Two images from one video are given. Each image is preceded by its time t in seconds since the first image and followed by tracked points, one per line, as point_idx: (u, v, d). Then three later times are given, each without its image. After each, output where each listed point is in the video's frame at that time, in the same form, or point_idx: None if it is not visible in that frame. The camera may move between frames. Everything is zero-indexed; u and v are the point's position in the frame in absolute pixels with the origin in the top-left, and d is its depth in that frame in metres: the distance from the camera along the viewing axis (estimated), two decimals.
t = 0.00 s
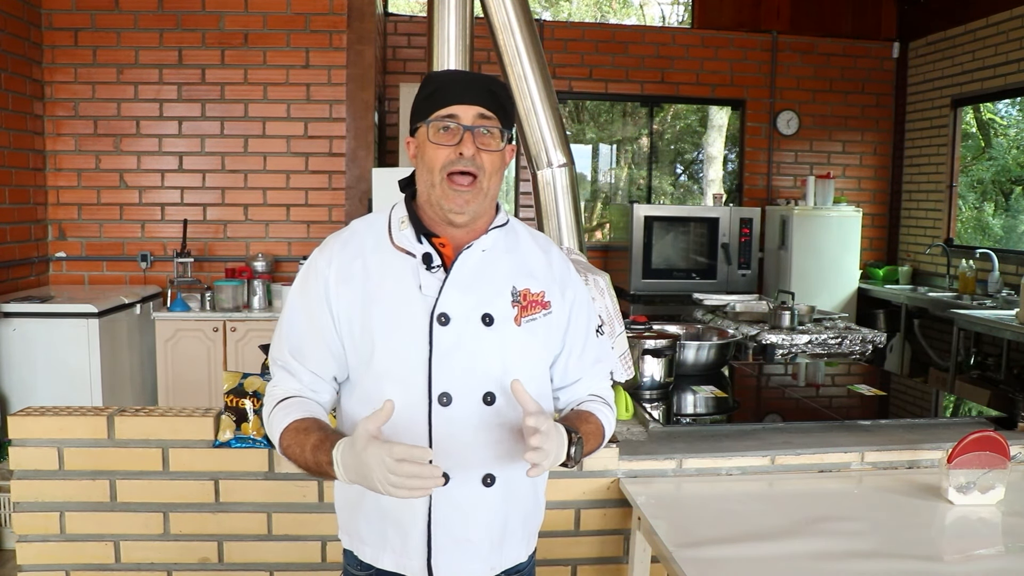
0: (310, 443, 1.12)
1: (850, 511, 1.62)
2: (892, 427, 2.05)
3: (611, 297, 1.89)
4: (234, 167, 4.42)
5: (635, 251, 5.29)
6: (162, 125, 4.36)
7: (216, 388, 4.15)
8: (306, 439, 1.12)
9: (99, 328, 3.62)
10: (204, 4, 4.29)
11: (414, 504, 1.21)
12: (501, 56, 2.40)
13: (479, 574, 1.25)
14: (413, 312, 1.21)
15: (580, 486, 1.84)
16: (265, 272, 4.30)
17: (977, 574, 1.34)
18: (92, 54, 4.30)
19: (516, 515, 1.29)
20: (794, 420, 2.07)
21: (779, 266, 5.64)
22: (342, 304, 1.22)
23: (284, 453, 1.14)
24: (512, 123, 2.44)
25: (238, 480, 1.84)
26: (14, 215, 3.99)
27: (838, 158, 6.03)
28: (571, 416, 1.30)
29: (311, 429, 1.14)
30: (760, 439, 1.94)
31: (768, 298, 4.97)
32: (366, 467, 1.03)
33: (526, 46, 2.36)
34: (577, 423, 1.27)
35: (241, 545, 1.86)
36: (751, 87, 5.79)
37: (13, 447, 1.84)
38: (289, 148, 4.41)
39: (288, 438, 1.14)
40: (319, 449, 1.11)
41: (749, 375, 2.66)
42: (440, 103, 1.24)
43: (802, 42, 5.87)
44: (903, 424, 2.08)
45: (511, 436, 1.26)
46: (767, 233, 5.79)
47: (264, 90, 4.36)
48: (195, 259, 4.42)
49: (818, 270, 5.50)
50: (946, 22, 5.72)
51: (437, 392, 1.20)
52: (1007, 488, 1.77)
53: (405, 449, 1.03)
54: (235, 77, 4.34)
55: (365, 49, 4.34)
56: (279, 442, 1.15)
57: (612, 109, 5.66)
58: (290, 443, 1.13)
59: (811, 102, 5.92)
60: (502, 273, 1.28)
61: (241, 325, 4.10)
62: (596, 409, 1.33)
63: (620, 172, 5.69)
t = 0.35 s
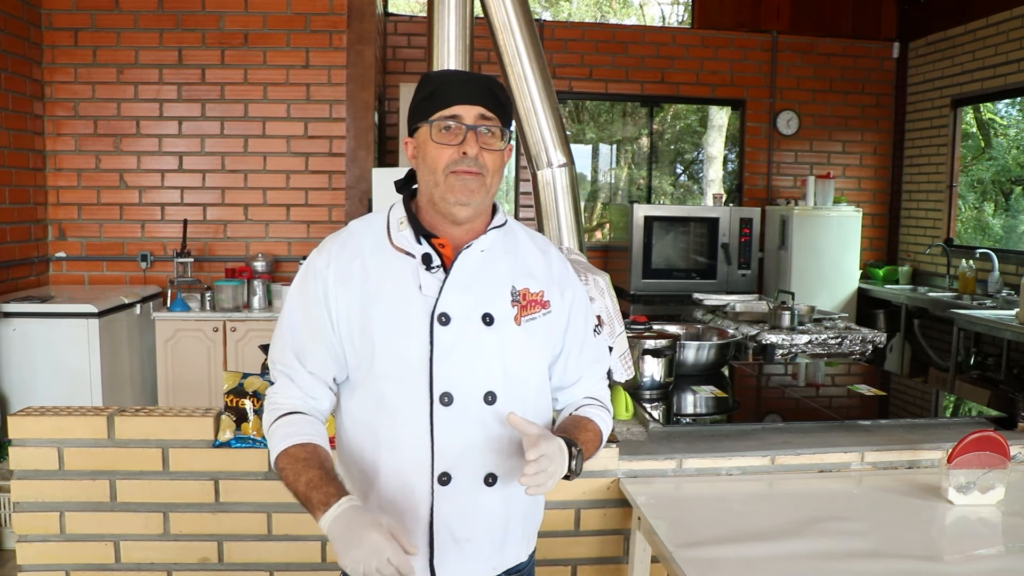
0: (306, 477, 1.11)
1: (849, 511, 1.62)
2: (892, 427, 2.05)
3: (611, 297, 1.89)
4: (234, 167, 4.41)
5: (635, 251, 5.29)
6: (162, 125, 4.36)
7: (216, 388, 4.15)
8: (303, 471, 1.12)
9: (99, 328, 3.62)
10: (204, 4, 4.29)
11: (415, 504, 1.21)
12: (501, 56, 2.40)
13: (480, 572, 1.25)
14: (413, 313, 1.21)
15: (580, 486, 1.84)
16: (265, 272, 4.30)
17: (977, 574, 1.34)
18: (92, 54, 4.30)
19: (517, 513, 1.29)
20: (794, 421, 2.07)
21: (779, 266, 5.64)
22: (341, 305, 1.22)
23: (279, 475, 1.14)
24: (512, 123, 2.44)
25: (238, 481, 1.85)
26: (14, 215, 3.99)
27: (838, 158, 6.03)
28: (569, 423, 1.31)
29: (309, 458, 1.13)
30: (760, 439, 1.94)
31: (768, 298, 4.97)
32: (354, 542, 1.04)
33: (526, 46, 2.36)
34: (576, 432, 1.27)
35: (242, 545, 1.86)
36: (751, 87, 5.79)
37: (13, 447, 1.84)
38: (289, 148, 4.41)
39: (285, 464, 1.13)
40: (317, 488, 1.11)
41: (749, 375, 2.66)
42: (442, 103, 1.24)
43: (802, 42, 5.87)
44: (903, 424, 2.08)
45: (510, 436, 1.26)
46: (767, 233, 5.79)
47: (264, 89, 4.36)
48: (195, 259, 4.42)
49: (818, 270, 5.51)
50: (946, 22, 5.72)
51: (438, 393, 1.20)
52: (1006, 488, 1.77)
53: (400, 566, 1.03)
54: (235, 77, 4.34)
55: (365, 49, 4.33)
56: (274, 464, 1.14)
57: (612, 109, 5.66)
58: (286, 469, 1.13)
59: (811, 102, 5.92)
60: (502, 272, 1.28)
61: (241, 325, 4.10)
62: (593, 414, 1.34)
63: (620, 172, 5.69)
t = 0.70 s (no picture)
0: (291, 523, 1.12)
1: (849, 511, 1.62)
2: (892, 427, 2.05)
3: (611, 297, 1.89)
4: (234, 167, 4.41)
5: (635, 251, 5.29)
6: (162, 125, 4.36)
7: (216, 388, 4.15)
8: (289, 513, 1.12)
9: (99, 328, 3.62)
10: (204, 4, 4.29)
11: (420, 506, 1.21)
12: (501, 56, 2.40)
13: (484, 573, 1.25)
14: (417, 315, 1.21)
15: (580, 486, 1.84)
16: (265, 272, 4.30)
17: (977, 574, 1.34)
18: (92, 54, 4.30)
19: (519, 514, 1.30)
20: (794, 421, 2.07)
21: (779, 267, 5.64)
22: (342, 308, 1.21)
23: (268, 502, 1.14)
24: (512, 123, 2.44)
25: (238, 480, 1.85)
26: (14, 215, 3.99)
27: (838, 158, 6.03)
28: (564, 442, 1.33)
29: (296, 501, 1.13)
30: (760, 439, 1.94)
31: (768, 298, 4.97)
32: None
33: (526, 46, 2.36)
34: (577, 455, 1.30)
35: (241, 545, 1.86)
36: (751, 87, 5.79)
37: (13, 447, 1.84)
38: (289, 148, 4.41)
39: (275, 493, 1.13)
40: (298, 537, 1.11)
41: (749, 375, 2.66)
42: (446, 103, 1.24)
43: (802, 42, 5.86)
44: (904, 424, 2.08)
45: (514, 437, 1.26)
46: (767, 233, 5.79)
47: (264, 89, 4.36)
48: (195, 259, 4.42)
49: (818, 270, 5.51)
50: (945, 22, 5.72)
51: (443, 394, 1.20)
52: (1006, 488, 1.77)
53: None
54: (235, 77, 4.34)
55: (365, 49, 4.33)
56: (265, 489, 1.15)
57: (612, 109, 5.65)
58: (272, 506, 1.13)
59: (811, 102, 5.92)
60: (502, 273, 1.29)
61: (241, 325, 4.10)
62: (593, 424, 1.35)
63: (620, 172, 5.69)
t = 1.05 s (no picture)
0: (292, 526, 1.12)
1: (849, 511, 1.62)
2: (893, 427, 2.05)
3: (611, 297, 1.89)
4: (234, 167, 4.41)
5: (635, 251, 5.29)
6: (162, 125, 4.36)
7: (216, 388, 4.15)
8: (292, 515, 1.12)
9: (99, 328, 3.62)
10: (204, 4, 4.29)
11: (423, 503, 1.21)
12: (501, 56, 2.40)
13: (488, 570, 1.25)
14: (417, 311, 1.21)
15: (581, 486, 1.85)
16: (265, 272, 4.30)
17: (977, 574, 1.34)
18: (92, 54, 4.30)
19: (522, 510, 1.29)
20: (794, 421, 2.07)
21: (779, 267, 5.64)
22: (342, 307, 1.21)
23: (269, 505, 1.14)
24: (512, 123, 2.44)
25: (238, 481, 1.85)
26: (14, 215, 3.99)
27: (838, 158, 6.03)
28: (562, 442, 1.34)
29: (297, 502, 1.13)
30: (760, 439, 1.94)
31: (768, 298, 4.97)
32: None
33: (526, 46, 2.36)
34: (577, 459, 1.30)
35: (242, 545, 1.86)
36: (751, 87, 5.79)
37: (13, 447, 1.84)
38: (289, 148, 4.41)
39: (277, 494, 1.13)
40: (300, 541, 1.11)
41: (749, 375, 2.66)
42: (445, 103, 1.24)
43: (802, 42, 5.86)
44: (904, 424, 2.08)
45: (516, 433, 1.26)
46: (767, 233, 5.79)
47: (264, 89, 4.36)
48: (195, 259, 4.42)
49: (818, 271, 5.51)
50: (945, 22, 5.72)
51: (444, 390, 1.20)
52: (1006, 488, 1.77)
53: None
54: (235, 77, 4.34)
55: (365, 49, 4.33)
56: (266, 490, 1.15)
57: (612, 109, 5.66)
58: (273, 508, 1.13)
59: (811, 102, 5.92)
60: (502, 269, 1.29)
61: (241, 325, 4.10)
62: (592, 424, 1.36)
63: (620, 172, 5.69)
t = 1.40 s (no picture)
0: (294, 521, 1.11)
1: (849, 511, 1.62)
2: (893, 427, 2.05)
3: (610, 298, 1.89)
4: (234, 167, 4.41)
5: (635, 251, 5.29)
6: (163, 125, 4.36)
7: (216, 388, 4.15)
8: (294, 511, 1.12)
9: (99, 328, 3.62)
10: (204, 4, 4.29)
11: (418, 501, 1.21)
12: (501, 56, 2.40)
13: (484, 569, 1.25)
14: (414, 310, 1.21)
15: (581, 486, 1.85)
16: (265, 272, 4.30)
17: (976, 574, 1.34)
18: (92, 54, 4.30)
19: (519, 510, 1.29)
20: (794, 420, 2.07)
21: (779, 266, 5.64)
22: (339, 306, 1.22)
23: (271, 501, 1.14)
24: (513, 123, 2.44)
25: (238, 480, 1.85)
26: (14, 215, 3.99)
27: (839, 158, 6.03)
28: (577, 444, 1.31)
29: (299, 499, 1.13)
30: (760, 439, 1.94)
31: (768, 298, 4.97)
32: None
33: (527, 45, 2.36)
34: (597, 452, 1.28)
35: (241, 545, 1.86)
36: (751, 87, 5.79)
37: (13, 447, 1.84)
38: (289, 148, 4.41)
39: (278, 491, 1.13)
40: (302, 535, 1.10)
41: (749, 375, 2.67)
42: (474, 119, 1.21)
43: (802, 42, 5.87)
44: (904, 424, 2.08)
45: (512, 433, 1.26)
46: (767, 233, 5.79)
47: (264, 89, 4.36)
48: (195, 259, 4.42)
49: (818, 270, 5.51)
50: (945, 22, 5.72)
51: (440, 389, 1.20)
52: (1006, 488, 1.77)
53: None
54: (235, 77, 4.34)
55: (365, 49, 4.33)
56: (267, 488, 1.15)
57: (612, 109, 5.65)
58: (276, 505, 1.13)
59: (811, 102, 5.92)
60: (500, 270, 1.29)
61: (241, 325, 4.10)
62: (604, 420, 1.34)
63: (620, 172, 5.68)
